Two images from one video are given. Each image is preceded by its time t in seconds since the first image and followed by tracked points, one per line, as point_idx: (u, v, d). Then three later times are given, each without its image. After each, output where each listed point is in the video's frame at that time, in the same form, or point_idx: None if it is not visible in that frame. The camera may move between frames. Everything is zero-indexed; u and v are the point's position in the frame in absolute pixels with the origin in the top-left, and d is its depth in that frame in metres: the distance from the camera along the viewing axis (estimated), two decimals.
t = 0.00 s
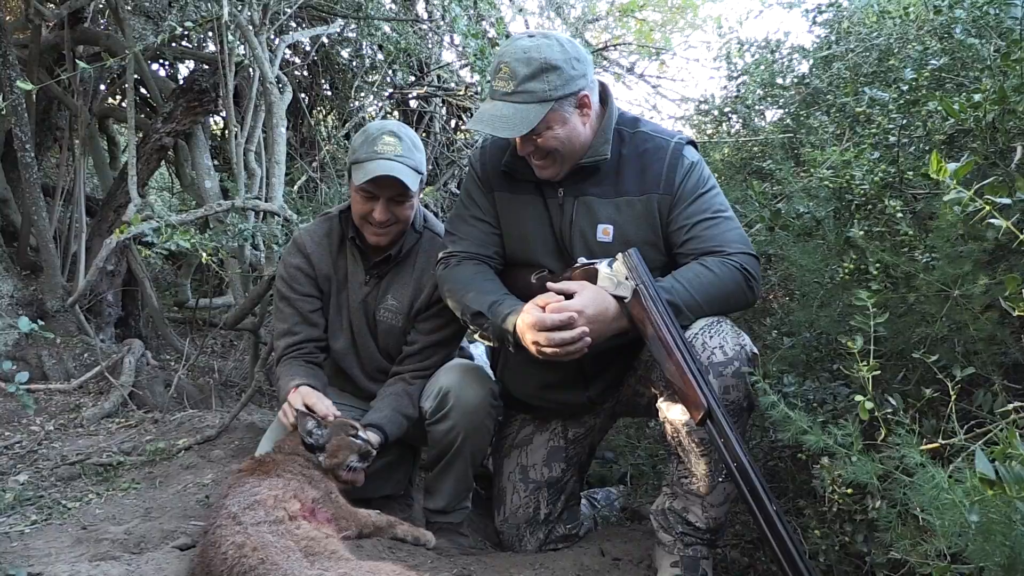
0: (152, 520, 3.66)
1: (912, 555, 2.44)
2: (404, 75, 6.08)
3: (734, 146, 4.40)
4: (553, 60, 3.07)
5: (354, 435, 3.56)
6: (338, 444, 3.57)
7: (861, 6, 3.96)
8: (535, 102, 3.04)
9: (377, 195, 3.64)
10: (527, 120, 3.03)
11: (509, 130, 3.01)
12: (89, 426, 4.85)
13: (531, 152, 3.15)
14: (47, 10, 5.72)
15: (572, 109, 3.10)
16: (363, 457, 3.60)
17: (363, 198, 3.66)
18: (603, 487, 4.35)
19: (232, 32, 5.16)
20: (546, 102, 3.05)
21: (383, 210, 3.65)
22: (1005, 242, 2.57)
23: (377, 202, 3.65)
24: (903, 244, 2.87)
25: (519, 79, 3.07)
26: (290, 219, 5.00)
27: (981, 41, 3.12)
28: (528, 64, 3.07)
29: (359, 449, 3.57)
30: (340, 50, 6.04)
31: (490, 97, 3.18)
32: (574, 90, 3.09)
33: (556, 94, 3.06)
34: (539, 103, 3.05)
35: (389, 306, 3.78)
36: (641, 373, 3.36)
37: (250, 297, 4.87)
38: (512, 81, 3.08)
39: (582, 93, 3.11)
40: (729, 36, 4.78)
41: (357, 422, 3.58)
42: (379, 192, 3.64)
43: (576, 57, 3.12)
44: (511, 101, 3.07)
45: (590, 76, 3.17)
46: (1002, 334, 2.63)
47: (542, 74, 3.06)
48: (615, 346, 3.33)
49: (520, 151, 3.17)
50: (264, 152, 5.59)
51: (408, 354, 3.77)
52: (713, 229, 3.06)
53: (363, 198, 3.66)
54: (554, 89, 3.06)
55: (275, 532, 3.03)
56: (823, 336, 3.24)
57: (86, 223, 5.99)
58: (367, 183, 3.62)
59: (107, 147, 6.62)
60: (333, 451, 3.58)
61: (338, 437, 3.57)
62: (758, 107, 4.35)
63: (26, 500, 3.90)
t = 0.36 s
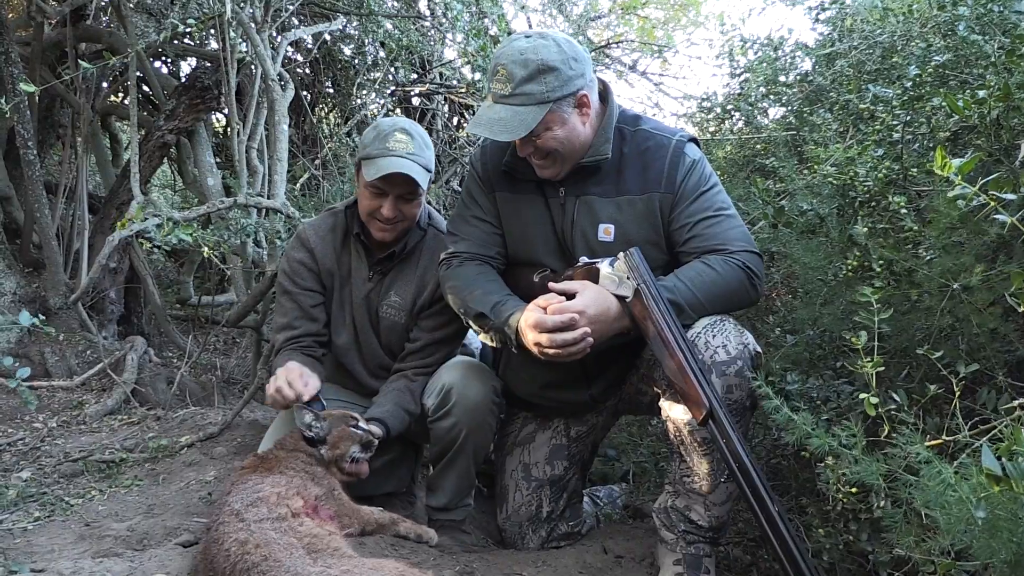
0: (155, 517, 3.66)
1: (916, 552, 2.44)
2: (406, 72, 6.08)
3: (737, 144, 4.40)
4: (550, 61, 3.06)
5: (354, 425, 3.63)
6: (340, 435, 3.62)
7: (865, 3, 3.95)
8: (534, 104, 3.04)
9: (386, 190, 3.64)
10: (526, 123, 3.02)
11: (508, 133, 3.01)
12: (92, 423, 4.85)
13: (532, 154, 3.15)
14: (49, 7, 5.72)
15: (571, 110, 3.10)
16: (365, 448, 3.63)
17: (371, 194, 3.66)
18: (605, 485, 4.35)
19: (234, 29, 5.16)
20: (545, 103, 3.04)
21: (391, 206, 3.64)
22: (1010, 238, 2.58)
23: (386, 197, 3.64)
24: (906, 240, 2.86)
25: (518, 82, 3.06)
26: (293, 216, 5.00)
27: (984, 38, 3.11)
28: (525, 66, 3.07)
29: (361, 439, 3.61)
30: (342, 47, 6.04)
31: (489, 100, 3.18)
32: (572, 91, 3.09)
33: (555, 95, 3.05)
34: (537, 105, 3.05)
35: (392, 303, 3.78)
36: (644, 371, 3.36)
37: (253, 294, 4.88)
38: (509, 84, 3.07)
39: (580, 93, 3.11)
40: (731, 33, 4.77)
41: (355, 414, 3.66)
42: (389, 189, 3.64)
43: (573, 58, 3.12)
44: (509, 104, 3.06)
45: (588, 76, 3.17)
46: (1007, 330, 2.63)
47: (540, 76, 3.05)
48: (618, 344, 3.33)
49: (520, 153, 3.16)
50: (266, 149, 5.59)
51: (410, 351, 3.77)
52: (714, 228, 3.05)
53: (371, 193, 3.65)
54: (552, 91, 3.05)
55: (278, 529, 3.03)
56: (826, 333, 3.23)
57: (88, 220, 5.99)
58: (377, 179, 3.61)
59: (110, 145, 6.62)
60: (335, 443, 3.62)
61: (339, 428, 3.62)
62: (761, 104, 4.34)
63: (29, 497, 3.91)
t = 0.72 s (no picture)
0: (157, 513, 3.67)
1: (918, 550, 2.44)
2: (408, 70, 6.08)
3: (740, 142, 4.40)
4: (556, 63, 3.05)
5: (353, 418, 3.60)
6: (341, 430, 3.61)
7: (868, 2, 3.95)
8: (540, 106, 3.03)
9: (403, 185, 3.65)
10: (531, 125, 3.01)
11: (514, 136, 3.00)
12: (94, 419, 4.85)
13: (538, 155, 3.13)
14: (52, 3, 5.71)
15: (576, 111, 3.08)
16: (368, 439, 3.60)
17: (388, 186, 3.67)
18: (607, 483, 4.35)
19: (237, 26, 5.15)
20: (550, 105, 3.03)
21: (406, 202, 3.66)
22: (1014, 235, 2.56)
23: (402, 192, 3.66)
24: (910, 238, 2.85)
25: (523, 84, 3.05)
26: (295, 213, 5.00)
27: (987, 36, 3.11)
28: (531, 68, 3.05)
29: (362, 431, 3.59)
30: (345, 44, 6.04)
31: (493, 101, 3.16)
32: (577, 93, 3.07)
33: (560, 97, 3.03)
34: (542, 107, 3.03)
35: (398, 298, 3.79)
36: (647, 369, 3.36)
37: (255, 291, 4.88)
38: (514, 85, 3.06)
39: (586, 94, 3.10)
40: (734, 31, 4.77)
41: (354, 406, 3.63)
42: (406, 184, 3.65)
43: (579, 60, 3.10)
44: (514, 106, 3.05)
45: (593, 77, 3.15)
46: (1011, 328, 2.62)
47: (545, 78, 3.03)
48: (621, 343, 3.33)
49: (525, 155, 3.15)
50: (268, 146, 5.59)
51: (414, 347, 3.78)
52: (718, 226, 3.05)
53: (389, 186, 3.67)
54: (557, 93, 3.04)
55: (281, 526, 3.03)
56: (829, 332, 3.23)
57: (90, 217, 6.00)
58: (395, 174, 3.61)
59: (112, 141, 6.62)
60: (336, 437, 3.61)
61: (339, 423, 3.61)
62: (764, 102, 4.34)
63: (32, 493, 3.91)
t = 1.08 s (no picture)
0: (159, 511, 3.67)
1: (919, 549, 2.45)
2: (410, 68, 6.07)
3: (741, 140, 4.39)
4: (576, 69, 3.03)
5: (355, 416, 3.62)
6: (342, 428, 3.62)
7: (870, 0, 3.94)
8: (557, 111, 3.01)
9: (388, 186, 3.66)
10: (548, 129, 2.99)
11: (530, 139, 2.98)
12: (95, 418, 4.86)
13: (551, 158, 3.11)
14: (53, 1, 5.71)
15: (593, 117, 3.07)
16: (368, 437, 3.61)
17: (373, 191, 3.68)
18: (608, 481, 4.35)
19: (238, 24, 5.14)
20: (568, 111, 3.01)
21: (395, 201, 3.65)
22: (1015, 234, 2.56)
23: (389, 192, 3.66)
24: (911, 238, 2.85)
25: (542, 88, 3.02)
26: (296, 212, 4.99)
27: (990, 35, 3.10)
28: (551, 73, 3.03)
29: (363, 430, 3.61)
30: (346, 42, 6.04)
31: (510, 103, 3.15)
32: (595, 99, 3.06)
33: (578, 103, 3.02)
34: (560, 111, 3.01)
35: (396, 302, 3.78)
36: (650, 368, 3.36)
37: (256, 290, 4.88)
38: (533, 89, 3.04)
39: (604, 101, 3.08)
40: (736, 29, 4.76)
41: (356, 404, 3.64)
42: (390, 183, 3.66)
43: (598, 66, 3.09)
44: (531, 109, 3.03)
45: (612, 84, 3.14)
46: (1014, 328, 2.62)
47: (565, 83, 3.01)
48: (624, 342, 3.33)
49: (538, 157, 3.13)
50: (269, 145, 5.59)
51: (415, 349, 3.78)
52: (726, 225, 3.05)
53: (374, 189, 3.67)
54: (576, 98, 3.02)
55: (282, 525, 3.04)
56: (831, 331, 3.22)
57: (91, 215, 6.00)
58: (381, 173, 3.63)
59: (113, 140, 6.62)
60: (338, 436, 3.63)
61: (341, 422, 3.62)
62: (765, 101, 4.33)
63: (33, 491, 3.92)
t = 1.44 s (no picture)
0: (159, 511, 3.68)
1: (920, 547, 2.45)
2: (410, 67, 6.07)
3: (741, 139, 4.39)
4: (601, 73, 3.01)
5: (357, 421, 3.62)
6: (344, 433, 3.62)
7: None
8: (580, 115, 2.99)
9: (365, 195, 3.67)
10: (572, 133, 2.99)
11: (553, 144, 2.98)
12: (96, 418, 4.86)
13: (569, 160, 3.10)
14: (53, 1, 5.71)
15: (614, 121, 3.06)
16: (370, 441, 3.66)
17: (353, 203, 3.68)
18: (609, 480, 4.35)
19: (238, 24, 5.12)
20: (591, 116, 3.00)
21: (376, 206, 3.65)
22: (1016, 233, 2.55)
23: (367, 201, 3.66)
24: (911, 236, 2.85)
25: (566, 91, 3.00)
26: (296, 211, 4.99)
27: (990, 34, 3.10)
28: (575, 77, 3.00)
29: (364, 434, 3.63)
30: (346, 41, 6.03)
31: (530, 103, 3.12)
32: (617, 102, 3.04)
33: (601, 108, 3.00)
34: (583, 116, 3.00)
35: (388, 306, 3.73)
36: (652, 367, 3.35)
37: (256, 290, 4.88)
38: (557, 92, 3.02)
39: (626, 105, 3.07)
40: (736, 28, 4.76)
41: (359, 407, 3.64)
42: (366, 190, 3.66)
43: (620, 70, 3.07)
44: (555, 113, 3.01)
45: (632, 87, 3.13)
46: (1015, 326, 2.62)
47: (589, 88, 3.00)
48: (625, 340, 3.33)
49: (555, 157, 3.12)
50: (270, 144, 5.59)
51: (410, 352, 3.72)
52: (733, 224, 3.04)
53: (353, 202, 3.67)
54: (599, 102, 3.00)
55: (283, 524, 3.04)
56: (831, 330, 3.22)
57: (92, 215, 6.01)
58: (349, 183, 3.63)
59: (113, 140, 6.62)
60: (340, 440, 3.62)
61: (343, 426, 3.62)
62: (765, 100, 4.33)
63: (34, 490, 3.92)
